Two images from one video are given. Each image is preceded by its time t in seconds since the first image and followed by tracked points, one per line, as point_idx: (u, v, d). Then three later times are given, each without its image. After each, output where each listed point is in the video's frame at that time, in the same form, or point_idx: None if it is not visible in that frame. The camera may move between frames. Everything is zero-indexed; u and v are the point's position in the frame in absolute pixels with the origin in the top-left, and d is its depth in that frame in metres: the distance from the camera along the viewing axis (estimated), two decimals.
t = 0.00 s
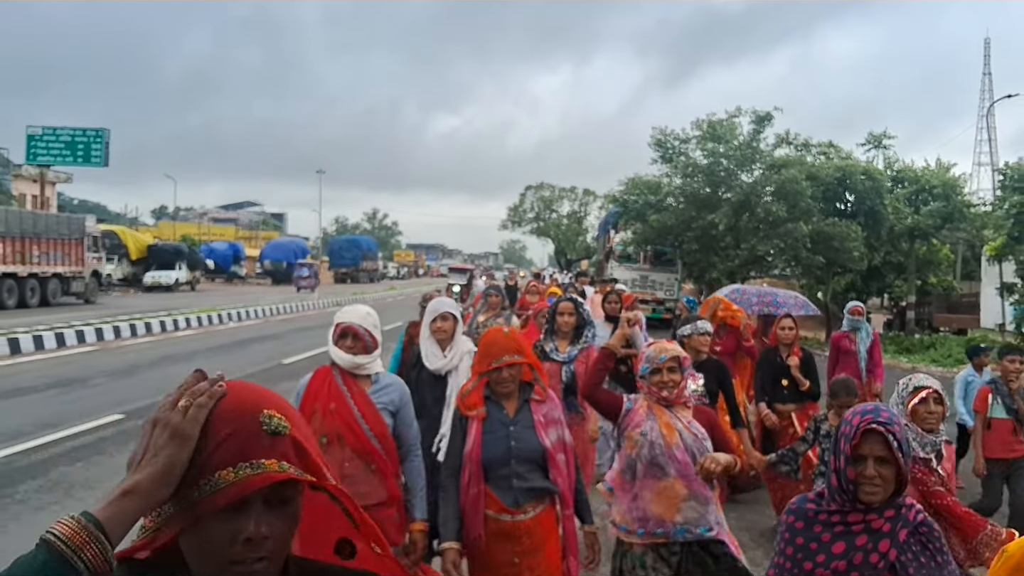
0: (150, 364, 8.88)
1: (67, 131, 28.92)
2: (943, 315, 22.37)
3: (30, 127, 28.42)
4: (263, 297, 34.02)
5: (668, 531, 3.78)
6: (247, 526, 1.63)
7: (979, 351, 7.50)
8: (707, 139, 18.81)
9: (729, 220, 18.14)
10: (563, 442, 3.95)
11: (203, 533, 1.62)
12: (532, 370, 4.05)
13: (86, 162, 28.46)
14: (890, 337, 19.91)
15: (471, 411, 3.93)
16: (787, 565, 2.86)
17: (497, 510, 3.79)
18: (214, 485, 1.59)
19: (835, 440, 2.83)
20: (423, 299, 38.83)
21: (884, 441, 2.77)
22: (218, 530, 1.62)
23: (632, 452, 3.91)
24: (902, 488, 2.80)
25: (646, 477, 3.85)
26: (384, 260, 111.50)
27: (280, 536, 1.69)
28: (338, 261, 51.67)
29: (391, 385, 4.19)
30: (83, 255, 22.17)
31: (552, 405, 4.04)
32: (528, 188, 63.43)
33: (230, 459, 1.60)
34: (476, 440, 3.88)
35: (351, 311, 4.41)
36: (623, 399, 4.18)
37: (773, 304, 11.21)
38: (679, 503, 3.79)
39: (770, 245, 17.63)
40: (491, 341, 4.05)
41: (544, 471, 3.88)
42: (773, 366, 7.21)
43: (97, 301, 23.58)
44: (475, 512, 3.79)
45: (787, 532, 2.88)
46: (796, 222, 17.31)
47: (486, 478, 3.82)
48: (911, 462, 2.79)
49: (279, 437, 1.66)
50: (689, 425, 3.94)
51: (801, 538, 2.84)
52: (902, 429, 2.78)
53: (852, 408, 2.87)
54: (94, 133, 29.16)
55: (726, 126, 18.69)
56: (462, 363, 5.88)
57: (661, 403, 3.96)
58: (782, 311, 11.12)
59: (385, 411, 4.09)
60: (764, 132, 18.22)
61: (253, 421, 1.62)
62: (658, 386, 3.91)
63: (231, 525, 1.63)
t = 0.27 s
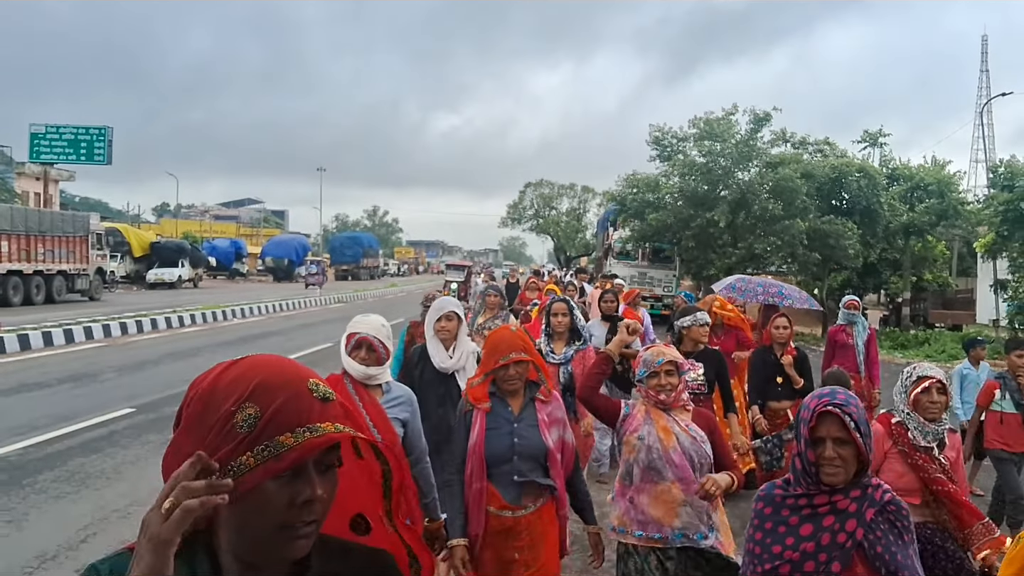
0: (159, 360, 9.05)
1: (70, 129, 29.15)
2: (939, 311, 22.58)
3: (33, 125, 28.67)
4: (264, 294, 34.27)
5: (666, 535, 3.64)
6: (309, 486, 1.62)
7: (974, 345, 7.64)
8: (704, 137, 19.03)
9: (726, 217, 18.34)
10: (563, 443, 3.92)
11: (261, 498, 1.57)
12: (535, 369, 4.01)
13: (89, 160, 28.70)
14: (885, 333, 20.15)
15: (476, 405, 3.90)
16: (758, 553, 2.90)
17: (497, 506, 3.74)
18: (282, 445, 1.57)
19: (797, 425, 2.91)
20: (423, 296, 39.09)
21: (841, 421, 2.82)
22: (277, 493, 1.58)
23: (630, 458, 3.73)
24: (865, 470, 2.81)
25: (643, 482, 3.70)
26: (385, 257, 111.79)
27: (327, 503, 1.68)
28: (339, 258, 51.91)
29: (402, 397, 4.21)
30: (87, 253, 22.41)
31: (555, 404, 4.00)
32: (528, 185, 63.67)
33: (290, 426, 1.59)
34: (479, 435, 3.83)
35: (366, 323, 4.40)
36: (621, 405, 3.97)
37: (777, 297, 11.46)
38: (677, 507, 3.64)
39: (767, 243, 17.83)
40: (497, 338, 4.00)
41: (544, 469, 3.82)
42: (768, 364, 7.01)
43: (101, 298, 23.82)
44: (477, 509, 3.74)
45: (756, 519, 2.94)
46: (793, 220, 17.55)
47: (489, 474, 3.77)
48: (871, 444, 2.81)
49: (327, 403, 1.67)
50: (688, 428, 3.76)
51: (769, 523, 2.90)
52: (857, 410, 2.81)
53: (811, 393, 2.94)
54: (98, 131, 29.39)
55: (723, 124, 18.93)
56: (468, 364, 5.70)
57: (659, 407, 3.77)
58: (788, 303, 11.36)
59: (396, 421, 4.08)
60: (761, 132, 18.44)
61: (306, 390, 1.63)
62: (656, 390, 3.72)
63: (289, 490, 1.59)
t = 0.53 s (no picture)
0: (167, 357, 9.21)
1: (72, 128, 29.31)
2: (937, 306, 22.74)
3: (35, 124, 28.84)
4: (265, 291, 34.48)
5: (667, 522, 3.65)
6: (316, 505, 1.57)
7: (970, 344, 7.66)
8: (703, 135, 19.19)
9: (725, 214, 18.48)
10: (563, 437, 3.96)
11: (267, 519, 1.52)
12: (537, 364, 4.05)
13: (92, 159, 28.89)
14: (883, 328, 20.34)
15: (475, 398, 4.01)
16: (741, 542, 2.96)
17: (497, 497, 3.84)
18: (284, 468, 1.51)
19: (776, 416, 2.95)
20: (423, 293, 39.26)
21: (820, 412, 2.85)
22: (282, 513, 1.53)
23: (634, 445, 3.78)
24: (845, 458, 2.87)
25: (648, 469, 3.74)
26: (385, 254, 111.98)
27: (333, 518, 1.62)
28: (340, 255, 52.09)
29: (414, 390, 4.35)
30: (90, 250, 22.61)
31: (555, 398, 4.04)
32: (528, 182, 63.83)
33: (291, 444, 1.53)
34: (478, 427, 3.95)
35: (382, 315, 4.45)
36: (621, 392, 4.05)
37: (778, 292, 11.65)
38: (682, 494, 3.66)
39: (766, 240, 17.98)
40: (500, 331, 4.08)
41: (543, 462, 3.88)
42: (762, 358, 7.12)
43: (104, 295, 24.00)
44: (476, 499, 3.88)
45: (738, 508, 3.00)
46: (790, 218, 17.74)
47: (487, 465, 3.89)
48: (848, 434, 2.87)
49: (328, 417, 1.61)
50: (690, 416, 3.85)
51: (751, 514, 2.96)
52: (835, 400, 2.85)
53: (790, 385, 2.97)
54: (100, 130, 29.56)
55: (721, 122, 19.08)
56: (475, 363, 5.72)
57: (661, 395, 3.84)
58: (788, 301, 11.48)
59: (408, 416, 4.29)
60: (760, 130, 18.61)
61: (305, 406, 1.57)
62: (657, 378, 3.80)
63: (294, 509, 1.54)
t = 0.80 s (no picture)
0: (173, 351, 9.37)
1: (73, 123, 29.35)
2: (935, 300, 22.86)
3: (36, 120, 28.89)
4: (266, 285, 34.58)
5: (664, 534, 3.74)
6: (295, 489, 1.57)
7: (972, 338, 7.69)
8: (701, 130, 19.30)
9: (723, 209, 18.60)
10: (555, 439, 3.77)
11: (246, 502, 1.52)
12: (528, 369, 3.87)
13: (92, 155, 28.98)
14: (880, 322, 20.50)
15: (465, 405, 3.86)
16: (730, 548, 2.96)
17: (492, 502, 3.69)
18: (266, 447, 1.52)
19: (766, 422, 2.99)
20: (423, 288, 39.33)
21: (810, 417, 2.90)
22: (262, 494, 1.53)
23: (640, 454, 3.86)
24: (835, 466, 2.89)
25: (651, 480, 3.81)
26: (385, 249, 112.03)
27: (312, 504, 1.62)
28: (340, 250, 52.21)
29: (420, 385, 4.08)
30: (92, 246, 22.75)
31: (549, 401, 3.84)
32: (527, 177, 63.85)
33: (275, 425, 1.54)
34: (470, 432, 3.79)
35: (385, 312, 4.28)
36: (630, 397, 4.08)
37: (775, 284, 11.79)
38: (682, 507, 3.73)
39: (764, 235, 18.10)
40: (489, 336, 3.95)
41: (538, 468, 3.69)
42: (757, 357, 7.22)
43: (106, 290, 24.14)
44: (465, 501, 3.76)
45: (728, 514, 3.02)
46: (787, 213, 17.86)
47: (479, 469, 3.74)
48: (841, 442, 2.88)
49: (311, 404, 1.62)
50: (697, 426, 3.91)
51: (740, 519, 2.97)
52: (826, 406, 2.89)
53: (781, 390, 3.02)
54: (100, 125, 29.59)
55: (720, 117, 19.18)
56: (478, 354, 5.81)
57: (671, 403, 3.91)
58: (786, 291, 11.68)
59: (413, 412, 4.00)
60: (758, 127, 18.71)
61: (289, 392, 1.58)
62: (667, 385, 3.87)
63: (274, 490, 1.55)
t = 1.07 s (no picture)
0: (177, 345, 9.54)
1: (73, 119, 29.41)
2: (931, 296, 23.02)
3: (36, 116, 28.95)
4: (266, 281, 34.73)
5: (683, 518, 3.76)
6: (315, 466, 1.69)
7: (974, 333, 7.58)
8: (700, 127, 19.42)
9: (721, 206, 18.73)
10: (552, 421, 3.90)
11: (273, 486, 1.64)
12: (522, 353, 3.98)
13: (93, 151, 29.07)
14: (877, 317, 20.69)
15: (461, 391, 3.91)
16: (716, 519, 3.02)
17: (488, 485, 3.74)
18: (292, 428, 1.61)
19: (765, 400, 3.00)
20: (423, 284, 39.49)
21: (808, 395, 2.91)
22: (287, 478, 1.65)
23: (646, 441, 3.91)
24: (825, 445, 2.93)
25: (660, 465, 3.85)
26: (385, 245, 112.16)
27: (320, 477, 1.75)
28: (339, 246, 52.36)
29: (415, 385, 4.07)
30: (94, 242, 22.89)
31: (544, 384, 3.95)
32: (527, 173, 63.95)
33: (297, 403, 1.64)
34: (466, 417, 3.86)
35: (381, 311, 4.40)
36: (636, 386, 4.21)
37: (772, 277, 11.94)
38: (694, 490, 3.78)
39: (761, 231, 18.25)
40: (481, 323, 4.04)
41: (533, 451, 3.79)
42: (751, 348, 7.33)
43: (108, 286, 24.30)
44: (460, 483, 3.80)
45: (717, 487, 3.06)
46: (784, 210, 17.99)
47: (477, 453, 3.79)
48: (833, 420, 2.92)
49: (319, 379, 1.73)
50: (704, 414, 3.97)
51: (728, 491, 3.02)
52: (823, 387, 2.91)
53: (783, 368, 3.01)
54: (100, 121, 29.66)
55: (718, 113, 19.31)
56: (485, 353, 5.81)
57: (678, 389, 3.97)
58: (784, 279, 11.88)
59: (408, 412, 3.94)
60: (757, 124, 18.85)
61: (301, 375, 1.68)
62: (677, 373, 3.94)
63: (294, 469, 1.66)
